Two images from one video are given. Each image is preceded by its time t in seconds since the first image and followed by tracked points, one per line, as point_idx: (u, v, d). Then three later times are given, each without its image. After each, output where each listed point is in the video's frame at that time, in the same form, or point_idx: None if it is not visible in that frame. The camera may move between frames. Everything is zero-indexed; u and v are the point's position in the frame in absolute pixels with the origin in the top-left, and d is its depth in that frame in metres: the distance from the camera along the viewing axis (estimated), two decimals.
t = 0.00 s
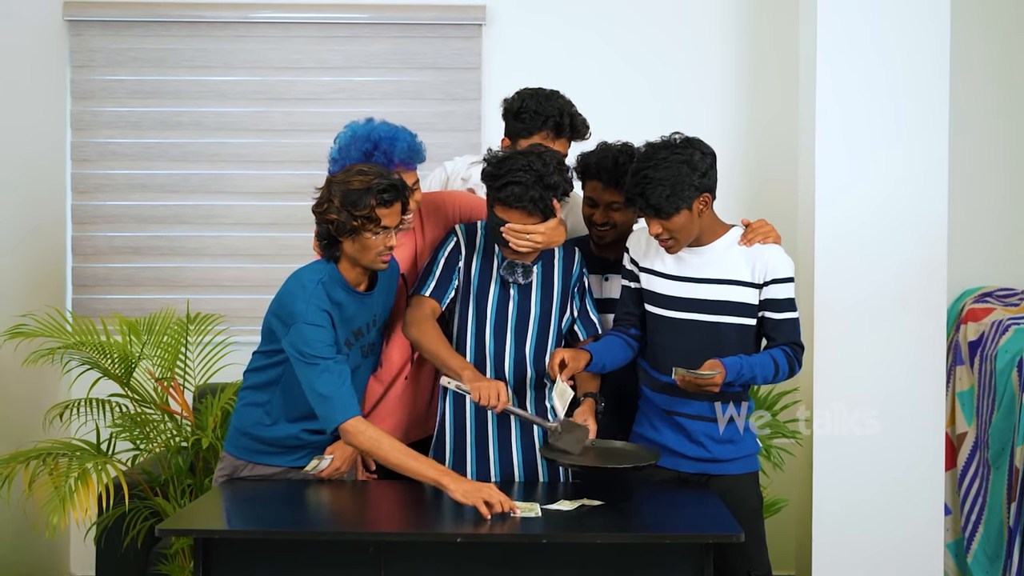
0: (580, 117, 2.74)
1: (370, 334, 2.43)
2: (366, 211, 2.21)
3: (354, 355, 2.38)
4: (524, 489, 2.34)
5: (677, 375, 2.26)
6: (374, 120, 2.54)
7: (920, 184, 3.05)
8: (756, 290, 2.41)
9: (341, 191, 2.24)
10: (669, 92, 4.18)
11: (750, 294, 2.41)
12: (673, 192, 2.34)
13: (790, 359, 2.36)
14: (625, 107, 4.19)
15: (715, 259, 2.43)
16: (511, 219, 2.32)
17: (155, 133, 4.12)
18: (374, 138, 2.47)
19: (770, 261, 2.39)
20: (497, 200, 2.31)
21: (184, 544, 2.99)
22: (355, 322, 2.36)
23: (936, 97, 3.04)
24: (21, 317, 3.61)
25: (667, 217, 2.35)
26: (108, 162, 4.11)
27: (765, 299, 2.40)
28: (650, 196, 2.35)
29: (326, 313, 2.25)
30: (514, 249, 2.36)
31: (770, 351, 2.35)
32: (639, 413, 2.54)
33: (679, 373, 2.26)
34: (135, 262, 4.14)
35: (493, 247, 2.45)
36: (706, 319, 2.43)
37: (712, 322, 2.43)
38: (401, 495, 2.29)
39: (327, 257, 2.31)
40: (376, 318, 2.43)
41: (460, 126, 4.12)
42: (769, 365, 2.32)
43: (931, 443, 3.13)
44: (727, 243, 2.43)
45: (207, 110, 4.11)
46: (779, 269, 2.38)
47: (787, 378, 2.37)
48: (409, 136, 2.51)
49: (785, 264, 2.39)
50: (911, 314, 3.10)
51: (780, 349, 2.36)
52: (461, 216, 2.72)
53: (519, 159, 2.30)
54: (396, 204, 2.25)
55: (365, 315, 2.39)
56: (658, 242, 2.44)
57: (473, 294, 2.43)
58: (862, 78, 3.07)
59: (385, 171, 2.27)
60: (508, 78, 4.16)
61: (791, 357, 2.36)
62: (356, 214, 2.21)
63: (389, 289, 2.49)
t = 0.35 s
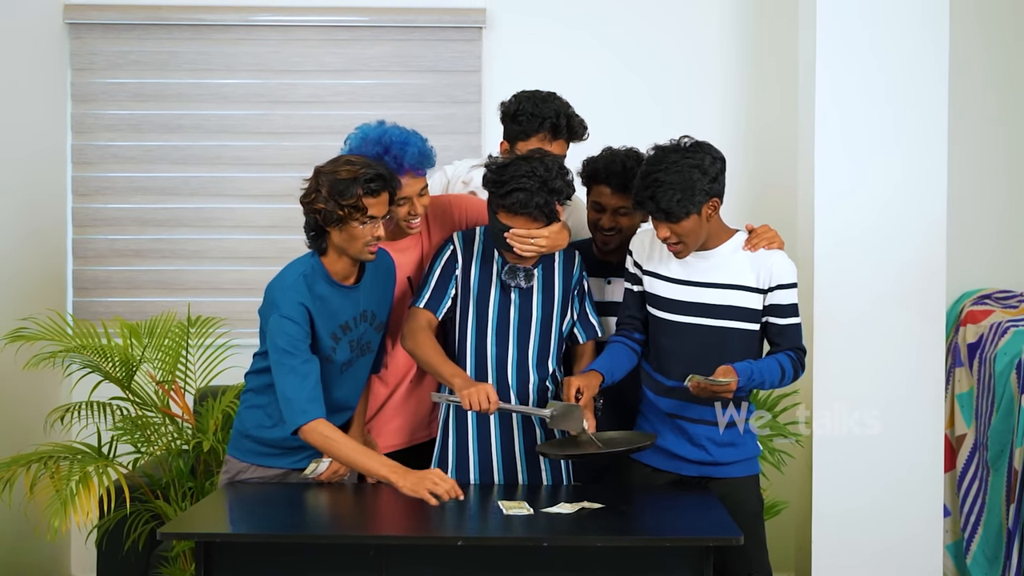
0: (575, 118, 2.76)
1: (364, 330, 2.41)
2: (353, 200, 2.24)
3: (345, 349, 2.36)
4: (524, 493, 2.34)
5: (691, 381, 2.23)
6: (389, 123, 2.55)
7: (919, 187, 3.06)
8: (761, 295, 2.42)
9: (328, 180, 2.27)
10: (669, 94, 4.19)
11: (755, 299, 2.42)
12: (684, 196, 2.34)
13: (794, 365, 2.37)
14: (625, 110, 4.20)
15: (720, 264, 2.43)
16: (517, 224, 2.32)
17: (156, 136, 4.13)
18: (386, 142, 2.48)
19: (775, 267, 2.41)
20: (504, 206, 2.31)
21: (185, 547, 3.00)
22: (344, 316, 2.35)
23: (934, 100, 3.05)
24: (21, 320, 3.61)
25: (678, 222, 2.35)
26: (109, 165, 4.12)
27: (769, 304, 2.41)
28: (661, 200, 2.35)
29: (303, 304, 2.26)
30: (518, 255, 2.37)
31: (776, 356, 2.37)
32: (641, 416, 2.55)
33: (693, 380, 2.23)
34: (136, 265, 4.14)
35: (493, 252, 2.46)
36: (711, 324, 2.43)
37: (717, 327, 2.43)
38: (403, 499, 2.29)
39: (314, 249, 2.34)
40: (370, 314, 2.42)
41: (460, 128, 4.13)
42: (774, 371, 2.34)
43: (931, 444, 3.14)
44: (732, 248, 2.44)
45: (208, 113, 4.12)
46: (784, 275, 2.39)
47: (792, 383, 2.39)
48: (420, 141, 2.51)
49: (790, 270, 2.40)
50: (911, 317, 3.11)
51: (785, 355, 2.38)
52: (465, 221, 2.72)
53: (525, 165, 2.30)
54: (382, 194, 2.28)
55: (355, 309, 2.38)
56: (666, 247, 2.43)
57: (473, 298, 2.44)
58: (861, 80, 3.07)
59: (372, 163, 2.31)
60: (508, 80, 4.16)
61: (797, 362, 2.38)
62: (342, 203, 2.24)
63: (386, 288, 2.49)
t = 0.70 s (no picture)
0: (570, 118, 2.76)
1: (355, 320, 2.39)
2: (356, 190, 2.24)
3: (334, 339, 2.35)
4: (523, 494, 2.34)
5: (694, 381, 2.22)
6: (383, 123, 2.53)
7: (918, 187, 3.07)
8: (762, 298, 2.42)
9: (329, 170, 2.27)
10: (667, 96, 4.20)
11: (756, 301, 2.42)
12: (684, 201, 2.33)
13: (795, 367, 2.38)
14: (624, 112, 4.20)
15: (721, 265, 2.44)
16: (507, 223, 2.32)
17: (154, 138, 4.13)
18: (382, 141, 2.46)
19: (776, 269, 2.41)
20: (491, 204, 2.31)
21: (184, 548, 3.00)
22: (332, 305, 2.34)
23: (931, 101, 3.06)
24: (20, 322, 3.61)
25: (678, 226, 2.34)
26: (108, 167, 4.12)
27: (769, 306, 2.41)
28: (662, 204, 2.34)
29: (283, 292, 2.27)
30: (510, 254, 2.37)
31: (776, 358, 2.37)
32: (641, 417, 2.55)
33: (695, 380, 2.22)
34: (134, 266, 4.15)
35: (485, 254, 2.46)
36: (711, 326, 2.44)
37: (717, 329, 2.43)
38: (400, 501, 2.29)
39: (312, 239, 2.33)
40: (362, 305, 2.41)
41: (458, 129, 4.13)
42: (775, 372, 2.33)
43: (928, 445, 3.15)
44: (733, 250, 2.44)
45: (206, 114, 4.12)
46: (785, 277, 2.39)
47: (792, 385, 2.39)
48: (416, 140, 2.50)
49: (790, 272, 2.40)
50: (910, 317, 3.11)
51: (785, 357, 2.38)
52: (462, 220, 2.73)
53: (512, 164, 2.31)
54: (383, 185, 2.29)
55: (345, 299, 2.37)
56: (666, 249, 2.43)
57: (468, 300, 2.45)
58: (859, 81, 3.08)
59: (372, 155, 2.32)
60: (507, 81, 4.17)
61: (796, 364, 2.38)
62: (344, 193, 2.24)
63: (383, 283, 2.48)
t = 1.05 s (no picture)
0: (565, 119, 2.76)
1: (349, 318, 2.39)
2: (358, 187, 2.27)
3: (327, 335, 2.35)
4: (525, 498, 2.35)
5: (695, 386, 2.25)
6: (383, 127, 2.54)
7: (917, 191, 3.08)
8: (764, 302, 2.44)
9: (330, 167, 2.29)
10: (666, 100, 4.21)
11: (758, 306, 2.44)
12: (677, 198, 2.37)
13: (796, 371, 2.39)
14: (624, 115, 4.21)
15: (724, 270, 2.45)
16: (501, 224, 2.33)
17: (155, 140, 4.14)
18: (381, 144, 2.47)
19: (778, 274, 2.43)
20: (485, 205, 2.33)
21: (186, 552, 3.02)
22: (325, 301, 2.35)
23: (930, 105, 3.07)
24: (23, 325, 3.63)
25: (664, 219, 2.39)
26: (109, 169, 4.13)
27: (773, 311, 2.43)
28: (654, 194, 2.40)
29: (273, 288, 2.30)
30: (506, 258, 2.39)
31: (779, 362, 2.38)
32: (645, 422, 2.56)
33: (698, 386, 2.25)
34: (135, 269, 4.16)
35: (483, 258, 2.47)
36: (714, 331, 2.45)
37: (720, 333, 2.44)
38: (400, 504, 2.29)
39: (312, 237, 2.36)
40: (358, 303, 2.41)
41: (458, 133, 4.14)
42: (778, 376, 2.35)
43: (928, 448, 3.16)
44: (736, 255, 2.46)
45: (207, 117, 4.13)
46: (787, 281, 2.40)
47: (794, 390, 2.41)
48: (414, 144, 2.50)
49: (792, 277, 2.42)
50: (910, 320, 3.12)
51: (788, 361, 2.39)
52: (461, 224, 2.74)
53: (504, 165, 2.33)
54: (383, 182, 2.32)
55: (338, 296, 2.37)
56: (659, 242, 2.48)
57: (466, 305, 2.46)
58: (859, 84, 3.09)
59: (371, 154, 2.35)
60: (507, 85, 4.18)
61: (797, 370, 2.40)
62: (346, 190, 2.26)
63: (382, 282, 2.48)
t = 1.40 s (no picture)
0: (564, 113, 2.78)
1: (341, 312, 2.39)
2: (354, 183, 2.26)
3: (318, 329, 2.36)
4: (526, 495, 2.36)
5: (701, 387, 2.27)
6: (382, 124, 2.54)
7: (917, 189, 3.08)
8: (768, 301, 2.44)
9: (325, 164, 2.29)
10: (666, 98, 4.21)
11: (762, 305, 2.44)
12: (693, 187, 2.39)
13: (802, 368, 2.39)
14: (623, 113, 4.22)
15: (729, 268, 2.45)
16: (500, 218, 2.34)
17: (155, 139, 4.14)
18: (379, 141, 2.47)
19: (783, 278, 2.42)
20: (485, 199, 2.32)
21: (188, 549, 3.02)
22: (316, 295, 2.36)
23: (929, 102, 3.07)
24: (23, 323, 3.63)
25: (680, 207, 2.40)
26: (110, 168, 4.13)
27: (776, 310, 2.43)
28: (672, 181, 2.42)
29: (263, 281, 2.32)
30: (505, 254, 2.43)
31: (782, 362, 2.38)
32: (650, 419, 2.57)
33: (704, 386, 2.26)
34: (135, 268, 4.16)
35: (480, 255, 2.47)
36: (718, 330, 2.45)
37: (724, 331, 2.45)
38: (399, 502, 2.29)
39: (307, 233, 2.36)
40: (351, 297, 2.41)
41: (458, 131, 4.14)
42: (782, 376, 2.34)
43: (928, 445, 3.16)
44: (741, 253, 2.46)
45: (207, 116, 4.13)
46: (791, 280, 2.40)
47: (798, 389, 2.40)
48: (412, 140, 2.50)
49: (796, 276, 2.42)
50: (910, 318, 3.13)
51: (791, 359, 2.39)
52: (460, 221, 2.74)
53: (501, 159, 2.34)
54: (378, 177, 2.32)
55: (330, 290, 2.38)
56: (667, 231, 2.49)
57: (465, 302, 2.46)
58: (858, 82, 3.09)
59: (366, 149, 2.34)
60: (507, 83, 4.18)
61: (802, 368, 2.39)
62: (342, 186, 2.26)
63: (378, 278, 2.47)
